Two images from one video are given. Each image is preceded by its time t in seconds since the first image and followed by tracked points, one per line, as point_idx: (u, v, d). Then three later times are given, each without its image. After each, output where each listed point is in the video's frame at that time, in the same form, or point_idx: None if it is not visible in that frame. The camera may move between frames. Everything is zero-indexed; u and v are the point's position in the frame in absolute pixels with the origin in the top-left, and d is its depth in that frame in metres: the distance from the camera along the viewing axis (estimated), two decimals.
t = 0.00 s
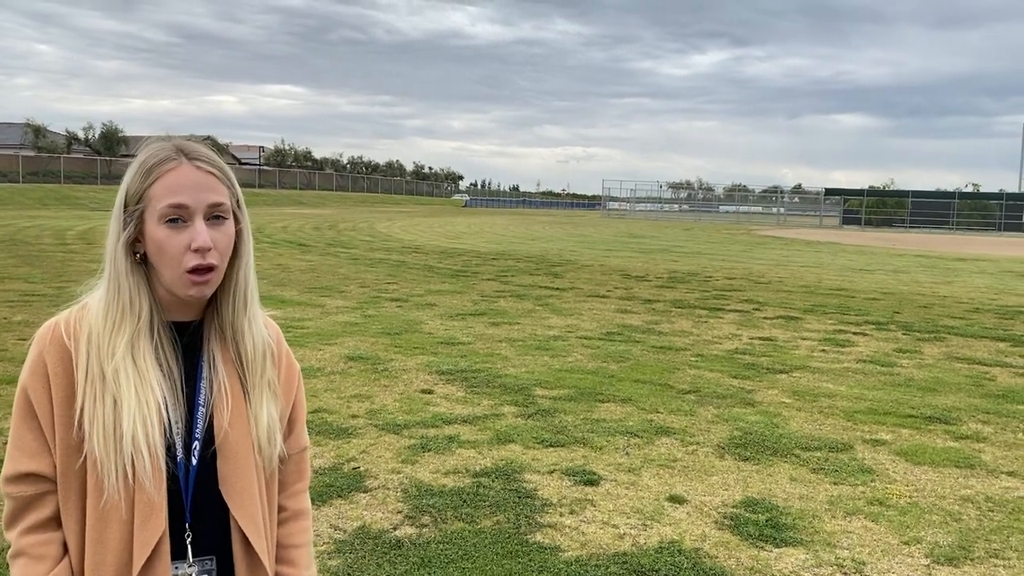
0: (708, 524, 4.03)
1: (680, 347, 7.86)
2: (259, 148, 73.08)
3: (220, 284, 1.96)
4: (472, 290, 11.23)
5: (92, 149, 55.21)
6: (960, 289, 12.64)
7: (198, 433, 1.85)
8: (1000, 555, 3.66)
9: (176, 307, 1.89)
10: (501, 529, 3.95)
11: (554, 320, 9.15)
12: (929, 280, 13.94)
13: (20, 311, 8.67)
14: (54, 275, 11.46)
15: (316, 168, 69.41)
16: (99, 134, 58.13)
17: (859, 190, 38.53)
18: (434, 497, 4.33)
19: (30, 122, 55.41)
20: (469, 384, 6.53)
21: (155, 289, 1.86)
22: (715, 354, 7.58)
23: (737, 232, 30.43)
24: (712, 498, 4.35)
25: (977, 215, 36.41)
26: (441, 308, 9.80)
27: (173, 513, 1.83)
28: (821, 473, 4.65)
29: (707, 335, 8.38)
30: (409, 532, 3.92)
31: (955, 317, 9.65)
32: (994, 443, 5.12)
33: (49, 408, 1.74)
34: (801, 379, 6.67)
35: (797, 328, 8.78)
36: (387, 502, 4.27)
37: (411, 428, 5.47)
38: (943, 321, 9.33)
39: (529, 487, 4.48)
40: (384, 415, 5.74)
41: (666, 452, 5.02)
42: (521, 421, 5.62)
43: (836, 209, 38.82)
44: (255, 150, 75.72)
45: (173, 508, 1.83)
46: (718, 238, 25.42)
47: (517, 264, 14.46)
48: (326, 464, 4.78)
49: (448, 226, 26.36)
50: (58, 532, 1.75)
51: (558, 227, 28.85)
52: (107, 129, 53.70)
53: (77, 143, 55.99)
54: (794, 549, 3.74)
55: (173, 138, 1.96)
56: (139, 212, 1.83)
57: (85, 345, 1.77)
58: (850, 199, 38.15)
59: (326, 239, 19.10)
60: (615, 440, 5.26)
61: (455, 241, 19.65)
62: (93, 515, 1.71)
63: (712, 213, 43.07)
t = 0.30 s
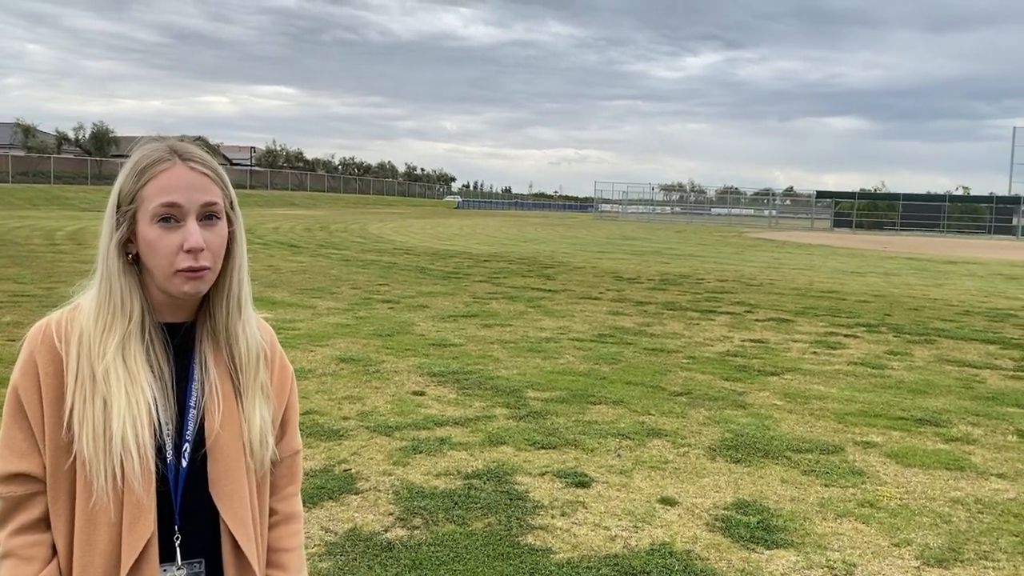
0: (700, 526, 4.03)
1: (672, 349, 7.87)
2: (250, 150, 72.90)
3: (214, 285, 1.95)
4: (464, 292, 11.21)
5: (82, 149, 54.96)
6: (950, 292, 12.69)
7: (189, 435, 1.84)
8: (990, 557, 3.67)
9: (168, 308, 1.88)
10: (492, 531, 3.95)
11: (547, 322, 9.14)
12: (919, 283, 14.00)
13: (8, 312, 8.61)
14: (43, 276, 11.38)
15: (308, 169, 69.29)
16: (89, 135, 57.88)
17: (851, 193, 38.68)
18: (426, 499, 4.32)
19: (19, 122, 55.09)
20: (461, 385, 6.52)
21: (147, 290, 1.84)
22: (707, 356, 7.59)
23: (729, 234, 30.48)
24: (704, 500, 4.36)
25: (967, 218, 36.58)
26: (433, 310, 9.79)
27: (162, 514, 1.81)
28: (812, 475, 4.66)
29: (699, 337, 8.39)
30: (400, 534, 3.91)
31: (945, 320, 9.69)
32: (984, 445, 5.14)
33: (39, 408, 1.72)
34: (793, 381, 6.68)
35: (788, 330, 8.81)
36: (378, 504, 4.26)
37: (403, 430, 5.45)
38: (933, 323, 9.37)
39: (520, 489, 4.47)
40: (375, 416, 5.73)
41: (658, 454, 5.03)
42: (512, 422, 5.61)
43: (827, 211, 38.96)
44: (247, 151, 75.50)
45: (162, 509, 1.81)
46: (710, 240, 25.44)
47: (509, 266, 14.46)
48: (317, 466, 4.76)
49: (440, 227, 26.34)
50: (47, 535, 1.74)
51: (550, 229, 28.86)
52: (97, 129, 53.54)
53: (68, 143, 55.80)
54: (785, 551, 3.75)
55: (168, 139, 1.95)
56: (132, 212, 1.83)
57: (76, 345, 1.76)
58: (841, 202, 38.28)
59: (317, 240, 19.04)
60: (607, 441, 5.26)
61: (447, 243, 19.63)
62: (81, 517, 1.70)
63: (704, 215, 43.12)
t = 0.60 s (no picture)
0: (687, 527, 4.04)
1: (659, 350, 7.89)
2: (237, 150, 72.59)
3: (205, 285, 1.93)
4: (451, 293, 11.20)
5: (67, 149, 54.58)
6: (935, 294, 12.78)
7: (179, 436, 1.82)
8: (973, 557, 3.69)
9: (158, 308, 1.86)
10: (479, 532, 3.94)
11: (534, 323, 9.14)
12: (904, 285, 14.09)
13: None
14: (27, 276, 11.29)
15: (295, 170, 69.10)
16: (74, 134, 57.49)
17: (836, 195, 38.91)
18: (413, 500, 4.31)
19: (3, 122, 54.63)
20: (448, 387, 6.51)
21: (137, 289, 1.83)
22: (694, 357, 7.61)
23: (716, 236, 30.57)
24: (690, 501, 4.36)
25: (951, 221, 36.86)
26: (420, 311, 9.78)
27: (151, 516, 1.80)
28: (799, 476, 4.68)
29: (686, 339, 8.42)
30: (387, 535, 3.90)
31: (930, 321, 9.76)
32: (969, 446, 5.17)
33: (28, 408, 1.71)
34: (779, 383, 6.71)
35: (774, 331, 8.84)
36: (365, 505, 4.25)
37: (390, 431, 5.44)
38: (918, 325, 9.43)
39: (508, 490, 4.47)
40: (362, 418, 5.71)
41: (645, 455, 5.03)
42: (500, 424, 5.60)
43: (813, 214, 39.18)
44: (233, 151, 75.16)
45: (151, 511, 1.80)
46: (698, 242, 25.50)
47: (498, 267, 14.46)
48: (304, 467, 4.74)
49: (428, 228, 26.32)
50: (37, 535, 1.72)
51: (538, 230, 28.91)
52: (82, 130, 53.19)
53: (53, 144, 55.40)
54: (771, 552, 3.76)
55: (161, 137, 1.93)
56: (123, 210, 1.81)
57: (65, 345, 1.74)
58: (827, 204, 38.49)
59: (305, 241, 18.98)
60: (594, 443, 5.26)
61: (435, 244, 19.59)
62: (70, 517, 1.69)
63: (690, 217, 43.18)
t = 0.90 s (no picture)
0: (666, 526, 4.06)
1: (640, 351, 7.92)
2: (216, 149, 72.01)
3: (208, 288, 1.94)
4: (432, 293, 11.18)
5: (42, 147, 53.91)
6: (911, 294, 12.92)
7: (181, 443, 1.84)
8: (949, 555, 3.73)
9: (161, 311, 1.88)
10: (460, 533, 3.93)
11: (515, 323, 9.14)
12: (882, 285, 14.24)
13: None
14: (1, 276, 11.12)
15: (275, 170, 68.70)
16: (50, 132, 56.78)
17: (815, 197, 39.24)
18: (393, 501, 4.30)
19: None
20: (429, 387, 6.50)
21: (139, 292, 1.85)
22: (674, 358, 7.64)
23: (696, 237, 30.72)
24: (670, 500, 4.38)
25: (928, 223, 37.29)
26: (401, 311, 9.75)
27: (151, 522, 1.82)
28: (777, 475, 4.71)
29: (667, 339, 8.45)
30: (367, 537, 3.88)
31: (907, 322, 9.86)
32: (945, 445, 5.23)
33: (32, 413, 1.73)
34: (758, 383, 6.75)
35: (754, 332, 8.90)
36: (345, 507, 4.22)
37: (371, 432, 5.42)
38: (895, 325, 9.53)
39: (488, 491, 4.47)
40: (342, 419, 5.69)
41: (625, 455, 5.05)
42: (480, 424, 5.60)
43: (792, 215, 39.49)
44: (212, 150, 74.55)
45: (151, 517, 1.82)
46: (678, 243, 25.59)
47: (479, 267, 14.44)
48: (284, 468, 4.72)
49: (409, 228, 26.27)
50: (38, 539, 1.75)
51: (519, 230, 28.92)
52: (57, 128, 52.55)
53: (28, 141, 54.68)
54: (750, 551, 3.78)
55: (164, 140, 1.96)
56: (124, 212, 1.84)
57: (68, 349, 1.76)
58: (806, 205, 38.81)
59: (285, 241, 18.88)
60: (575, 443, 5.27)
61: (416, 245, 19.54)
62: (70, 523, 1.72)
63: (671, 218, 43.23)
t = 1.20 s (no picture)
0: (639, 524, 4.08)
1: (613, 350, 7.95)
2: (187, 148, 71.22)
3: (220, 273, 1.95)
4: (405, 293, 11.13)
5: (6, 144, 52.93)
6: (879, 294, 13.10)
7: (197, 432, 1.87)
8: (916, 550, 3.79)
9: (174, 299, 1.90)
10: (433, 533, 3.92)
11: (489, 323, 9.13)
12: (851, 285, 14.42)
13: None
14: None
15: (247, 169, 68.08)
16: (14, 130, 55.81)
17: (785, 198, 39.68)
18: (366, 502, 4.28)
19: None
20: (402, 387, 6.48)
21: (152, 279, 1.87)
22: (647, 357, 7.68)
23: (669, 237, 30.91)
24: (643, 498, 4.41)
25: (896, 223, 37.84)
26: (374, 311, 9.70)
27: (171, 511, 1.85)
28: (748, 473, 4.76)
29: (639, 338, 8.49)
30: (340, 537, 3.86)
31: (875, 321, 10.00)
32: (912, 442, 5.31)
33: (51, 406, 1.76)
34: (729, 381, 6.81)
35: (725, 331, 8.97)
36: (318, 508, 4.20)
37: (344, 433, 5.39)
38: (864, 324, 9.65)
39: (462, 490, 4.46)
40: (315, 419, 5.65)
41: (598, 453, 5.07)
42: (454, 424, 5.59)
43: (763, 215, 39.88)
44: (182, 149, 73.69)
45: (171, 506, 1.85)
46: (651, 243, 25.69)
47: (452, 267, 14.42)
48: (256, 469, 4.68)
49: (383, 228, 26.18)
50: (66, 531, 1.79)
51: (493, 230, 28.90)
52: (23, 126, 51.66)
53: None
54: (721, 548, 3.81)
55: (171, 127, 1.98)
56: (134, 198, 1.86)
57: (83, 339, 1.79)
58: (776, 206, 39.23)
59: (257, 241, 18.72)
60: (548, 442, 5.28)
61: (389, 244, 19.44)
62: (94, 514, 1.76)
63: (644, 218, 43.55)
